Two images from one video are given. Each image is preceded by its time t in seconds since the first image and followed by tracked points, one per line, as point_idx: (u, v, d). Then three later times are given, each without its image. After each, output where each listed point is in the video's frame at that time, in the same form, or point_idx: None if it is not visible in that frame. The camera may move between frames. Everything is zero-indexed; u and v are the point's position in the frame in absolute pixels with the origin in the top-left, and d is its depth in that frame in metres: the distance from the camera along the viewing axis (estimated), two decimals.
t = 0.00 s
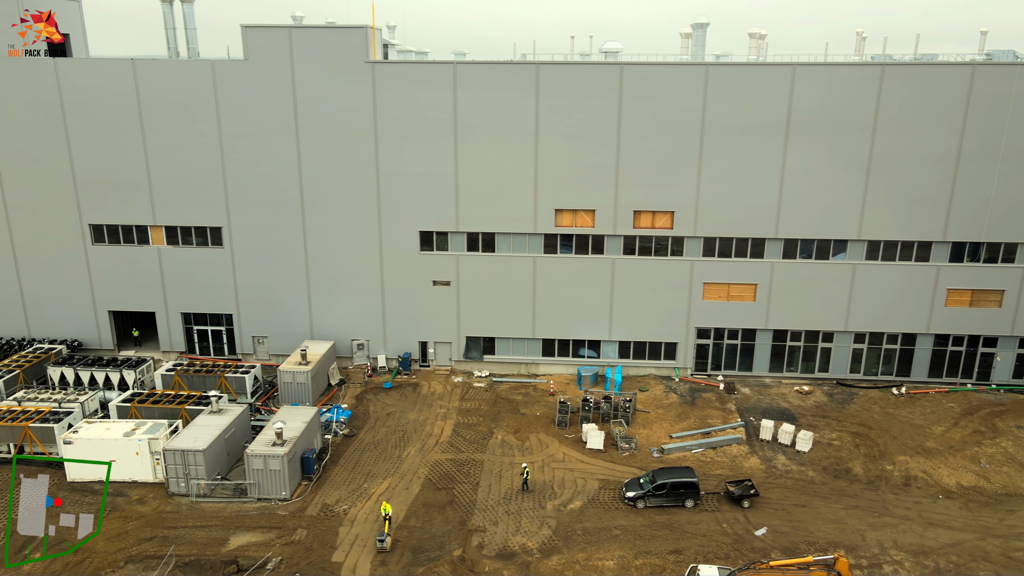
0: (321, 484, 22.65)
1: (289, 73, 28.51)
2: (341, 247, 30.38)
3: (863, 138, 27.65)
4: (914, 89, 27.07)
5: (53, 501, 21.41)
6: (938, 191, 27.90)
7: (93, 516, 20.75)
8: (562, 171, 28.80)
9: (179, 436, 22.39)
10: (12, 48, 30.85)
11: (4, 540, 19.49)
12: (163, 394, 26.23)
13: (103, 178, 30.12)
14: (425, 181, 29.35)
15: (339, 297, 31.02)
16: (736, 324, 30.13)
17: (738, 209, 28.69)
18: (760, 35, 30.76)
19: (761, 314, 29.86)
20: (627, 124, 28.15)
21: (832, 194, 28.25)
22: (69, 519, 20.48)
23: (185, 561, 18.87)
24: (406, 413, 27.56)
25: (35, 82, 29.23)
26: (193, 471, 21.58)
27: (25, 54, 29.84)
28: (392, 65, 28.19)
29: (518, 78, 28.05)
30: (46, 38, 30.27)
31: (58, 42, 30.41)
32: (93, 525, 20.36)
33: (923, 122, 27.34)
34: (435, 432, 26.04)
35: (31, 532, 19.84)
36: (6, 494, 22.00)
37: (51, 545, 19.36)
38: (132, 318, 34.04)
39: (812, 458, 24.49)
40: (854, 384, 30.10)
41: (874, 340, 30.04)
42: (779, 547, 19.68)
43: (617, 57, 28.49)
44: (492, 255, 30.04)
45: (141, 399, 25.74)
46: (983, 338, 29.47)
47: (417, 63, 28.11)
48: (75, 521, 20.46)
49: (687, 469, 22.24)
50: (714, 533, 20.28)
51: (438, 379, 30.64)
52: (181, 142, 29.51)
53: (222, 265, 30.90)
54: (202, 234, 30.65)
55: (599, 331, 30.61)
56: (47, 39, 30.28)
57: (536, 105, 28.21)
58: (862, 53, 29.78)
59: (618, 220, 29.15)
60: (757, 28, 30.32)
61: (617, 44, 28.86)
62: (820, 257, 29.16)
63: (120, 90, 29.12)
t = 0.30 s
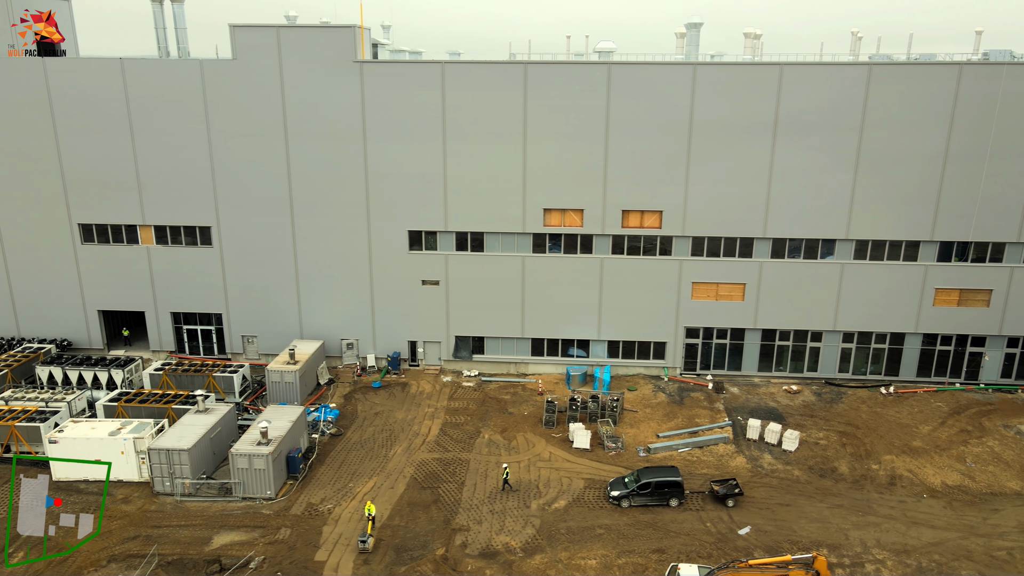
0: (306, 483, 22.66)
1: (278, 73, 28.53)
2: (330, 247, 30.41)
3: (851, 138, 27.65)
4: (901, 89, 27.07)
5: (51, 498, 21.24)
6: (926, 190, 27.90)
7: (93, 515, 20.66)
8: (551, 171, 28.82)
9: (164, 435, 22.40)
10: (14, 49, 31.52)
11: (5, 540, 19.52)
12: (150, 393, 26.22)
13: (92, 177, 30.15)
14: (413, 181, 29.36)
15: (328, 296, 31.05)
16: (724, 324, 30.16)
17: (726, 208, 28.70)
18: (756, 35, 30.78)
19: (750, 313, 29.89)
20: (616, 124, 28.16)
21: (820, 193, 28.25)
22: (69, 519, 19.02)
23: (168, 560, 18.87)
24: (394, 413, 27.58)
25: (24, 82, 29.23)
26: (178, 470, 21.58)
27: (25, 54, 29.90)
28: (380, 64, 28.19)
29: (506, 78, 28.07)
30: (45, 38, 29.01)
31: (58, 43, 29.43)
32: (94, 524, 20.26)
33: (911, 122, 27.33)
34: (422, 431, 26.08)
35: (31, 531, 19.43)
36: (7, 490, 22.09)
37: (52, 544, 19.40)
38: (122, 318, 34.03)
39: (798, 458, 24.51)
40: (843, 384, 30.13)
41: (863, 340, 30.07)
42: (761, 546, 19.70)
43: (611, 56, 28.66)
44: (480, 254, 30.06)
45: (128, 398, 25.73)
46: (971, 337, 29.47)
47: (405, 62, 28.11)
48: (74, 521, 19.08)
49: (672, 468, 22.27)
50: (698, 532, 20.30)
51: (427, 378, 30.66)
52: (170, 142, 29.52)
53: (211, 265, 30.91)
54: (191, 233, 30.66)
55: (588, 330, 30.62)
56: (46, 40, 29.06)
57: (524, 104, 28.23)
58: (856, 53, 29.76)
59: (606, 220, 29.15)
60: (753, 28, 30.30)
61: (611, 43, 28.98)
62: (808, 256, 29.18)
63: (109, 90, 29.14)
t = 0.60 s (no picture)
0: (292, 482, 22.67)
1: (266, 72, 28.54)
2: (319, 246, 30.45)
3: (838, 137, 27.66)
4: (888, 88, 27.10)
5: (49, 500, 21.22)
6: (914, 190, 27.91)
7: (93, 516, 20.62)
8: (538, 171, 28.85)
9: (150, 434, 22.40)
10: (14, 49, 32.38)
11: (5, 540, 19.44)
12: (138, 392, 26.23)
13: (81, 177, 30.16)
14: (402, 180, 29.39)
15: (317, 296, 31.08)
16: (713, 323, 30.19)
17: (714, 207, 28.72)
18: (751, 35, 30.58)
19: (738, 312, 29.92)
20: (604, 124, 28.18)
21: (808, 192, 28.26)
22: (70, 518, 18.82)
23: (150, 559, 18.89)
24: (382, 412, 27.60)
25: (13, 81, 29.24)
26: (163, 469, 21.58)
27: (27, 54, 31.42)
28: (368, 64, 28.21)
29: (494, 78, 28.08)
30: (46, 38, 31.80)
31: (58, 42, 32.10)
32: (93, 525, 20.22)
33: (899, 121, 27.34)
34: (409, 430, 26.11)
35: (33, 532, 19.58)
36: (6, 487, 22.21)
37: (52, 545, 19.34)
38: (112, 318, 34.04)
39: (784, 457, 24.53)
40: (831, 383, 30.17)
41: (851, 339, 30.12)
42: (744, 545, 19.73)
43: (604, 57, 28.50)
44: (469, 254, 30.08)
45: (115, 397, 25.73)
46: (959, 336, 29.50)
47: (393, 62, 28.12)
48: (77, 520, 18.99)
49: (657, 467, 22.29)
50: (681, 531, 20.33)
51: (417, 378, 30.69)
52: (159, 141, 29.53)
53: (201, 264, 30.92)
54: (180, 233, 30.67)
55: (577, 330, 30.65)
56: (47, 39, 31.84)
57: (512, 103, 28.23)
58: (850, 53, 29.74)
59: (595, 219, 29.17)
60: (748, 28, 30.12)
61: (605, 43, 28.78)
62: (796, 256, 29.21)
63: (97, 90, 29.15)
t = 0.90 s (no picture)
0: (277, 481, 22.68)
1: (254, 72, 28.55)
2: (308, 246, 30.47)
3: (826, 137, 27.68)
4: (876, 87, 27.11)
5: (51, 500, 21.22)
6: (901, 189, 27.94)
7: (93, 516, 20.60)
8: (527, 171, 28.88)
9: (135, 433, 22.41)
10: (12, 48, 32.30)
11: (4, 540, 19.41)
12: (125, 392, 26.23)
13: (70, 176, 30.17)
14: (391, 180, 29.40)
15: (306, 295, 31.10)
16: (702, 322, 30.21)
17: (703, 207, 28.74)
18: (746, 35, 30.50)
19: (727, 311, 29.94)
20: (592, 124, 28.19)
21: (796, 192, 28.29)
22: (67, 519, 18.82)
23: (133, 558, 18.89)
24: (370, 411, 27.62)
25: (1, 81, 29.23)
26: (148, 468, 21.59)
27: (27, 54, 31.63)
28: (356, 63, 28.23)
29: (482, 77, 28.09)
30: (47, 38, 32.14)
31: (57, 42, 32.29)
32: (93, 525, 20.21)
33: (886, 120, 27.36)
34: (396, 429, 26.13)
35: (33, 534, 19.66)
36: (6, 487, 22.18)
37: (52, 545, 19.33)
38: (102, 317, 34.03)
39: (770, 456, 24.56)
40: (820, 382, 30.21)
41: (839, 338, 30.15)
42: (727, 544, 19.75)
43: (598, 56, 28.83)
44: (458, 253, 30.10)
45: (102, 396, 25.72)
46: (947, 335, 29.53)
47: (381, 61, 28.13)
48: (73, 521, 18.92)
49: (641, 466, 22.31)
50: (664, 530, 20.35)
51: (405, 377, 30.73)
52: (148, 141, 29.53)
53: (189, 264, 30.93)
54: (169, 232, 30.67)
55: (566, 329, 30.67)
56: (48, 39, 32.17)
57: (500, 103, 28.25)
58: (845, 53, 29.73)
59: (583, 219, 29.18)
60: (742, 28, 30.04)
61: (598, 43, 29.11)
62: (784, 255, 29.24)
63: (86, 89, 29.15)
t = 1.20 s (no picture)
0: (262, 480, 22.70)
1: (242, 71, 28.56)
2: (297, 245, 30.49)
3: (813, 137, 27.71)
4: (862, 87, 27.12)
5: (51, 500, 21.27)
6: (888, 189, 27.97)
7: (93, 516, 20.55)
8: (515, 171, 28.90)
9: (119, 433, 22.42)
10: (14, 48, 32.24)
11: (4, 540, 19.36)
12: (112, 391, 26.24)
13: (58, 176, 30.18)
14: (379, 179, 29.42)
15: (295, 295, 31.14)
16: (690, 321, 30.24)
17: (690, 206, 28.77)
18: (741, 35, 30.21)
19: (714, 311, 29.97)
20: (580, 123, 28.21)
21: (783, 191, 28.33)
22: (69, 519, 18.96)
23: (115, 557, 18.89)
24: (358, 410, 27.64)
25: None
26: (132, 467, 21.60)
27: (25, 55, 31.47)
28: (344, 63, 28.25)
29: (470, 77, 28.11)
30: (47, 38, 32.48)
31: (58, 42, 32.46)
32: (93, 524, 20.16)
33: (873, 120, 27.38)
34: (383, 429, 26.17)
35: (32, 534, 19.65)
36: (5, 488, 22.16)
37: (52, 545, 19.30)
38: (92, 317, 34.04)
39: (755, 455, 24.59)
40: (808, 381, 30.25)
41: (828, 338, 30.19)
42: (709, 542, 19.78)
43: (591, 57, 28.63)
44: (446, 253, 30.12)
45: (89, 396, 25.71)
46: (935, 335, 29.57)
47: (368, 60, 28.13)
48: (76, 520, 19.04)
49: (625, 465, 22.33)
50: (648, 529, 20.37)
51: (394, 376, 30.77)
52: (136, 141, 29.56)
53: (178, 263, 30.94)
54: (158, 232, 30.68)
55: (555, 328, 30.71)
56: (48, 39, 32.47)
57: (487, 102, 28.28)
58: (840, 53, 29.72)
59: (571, 218, 29.21)
60: (740, 29, 29.46)
61: (592, 43, 28.92)
62: (772, 254, 29.27)
63: (74, 89, 29.16)
